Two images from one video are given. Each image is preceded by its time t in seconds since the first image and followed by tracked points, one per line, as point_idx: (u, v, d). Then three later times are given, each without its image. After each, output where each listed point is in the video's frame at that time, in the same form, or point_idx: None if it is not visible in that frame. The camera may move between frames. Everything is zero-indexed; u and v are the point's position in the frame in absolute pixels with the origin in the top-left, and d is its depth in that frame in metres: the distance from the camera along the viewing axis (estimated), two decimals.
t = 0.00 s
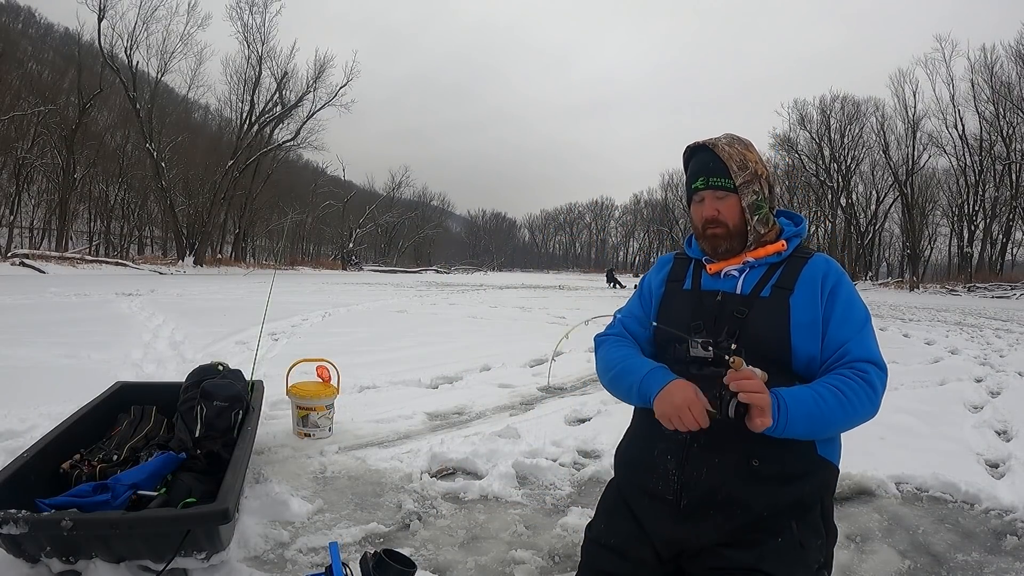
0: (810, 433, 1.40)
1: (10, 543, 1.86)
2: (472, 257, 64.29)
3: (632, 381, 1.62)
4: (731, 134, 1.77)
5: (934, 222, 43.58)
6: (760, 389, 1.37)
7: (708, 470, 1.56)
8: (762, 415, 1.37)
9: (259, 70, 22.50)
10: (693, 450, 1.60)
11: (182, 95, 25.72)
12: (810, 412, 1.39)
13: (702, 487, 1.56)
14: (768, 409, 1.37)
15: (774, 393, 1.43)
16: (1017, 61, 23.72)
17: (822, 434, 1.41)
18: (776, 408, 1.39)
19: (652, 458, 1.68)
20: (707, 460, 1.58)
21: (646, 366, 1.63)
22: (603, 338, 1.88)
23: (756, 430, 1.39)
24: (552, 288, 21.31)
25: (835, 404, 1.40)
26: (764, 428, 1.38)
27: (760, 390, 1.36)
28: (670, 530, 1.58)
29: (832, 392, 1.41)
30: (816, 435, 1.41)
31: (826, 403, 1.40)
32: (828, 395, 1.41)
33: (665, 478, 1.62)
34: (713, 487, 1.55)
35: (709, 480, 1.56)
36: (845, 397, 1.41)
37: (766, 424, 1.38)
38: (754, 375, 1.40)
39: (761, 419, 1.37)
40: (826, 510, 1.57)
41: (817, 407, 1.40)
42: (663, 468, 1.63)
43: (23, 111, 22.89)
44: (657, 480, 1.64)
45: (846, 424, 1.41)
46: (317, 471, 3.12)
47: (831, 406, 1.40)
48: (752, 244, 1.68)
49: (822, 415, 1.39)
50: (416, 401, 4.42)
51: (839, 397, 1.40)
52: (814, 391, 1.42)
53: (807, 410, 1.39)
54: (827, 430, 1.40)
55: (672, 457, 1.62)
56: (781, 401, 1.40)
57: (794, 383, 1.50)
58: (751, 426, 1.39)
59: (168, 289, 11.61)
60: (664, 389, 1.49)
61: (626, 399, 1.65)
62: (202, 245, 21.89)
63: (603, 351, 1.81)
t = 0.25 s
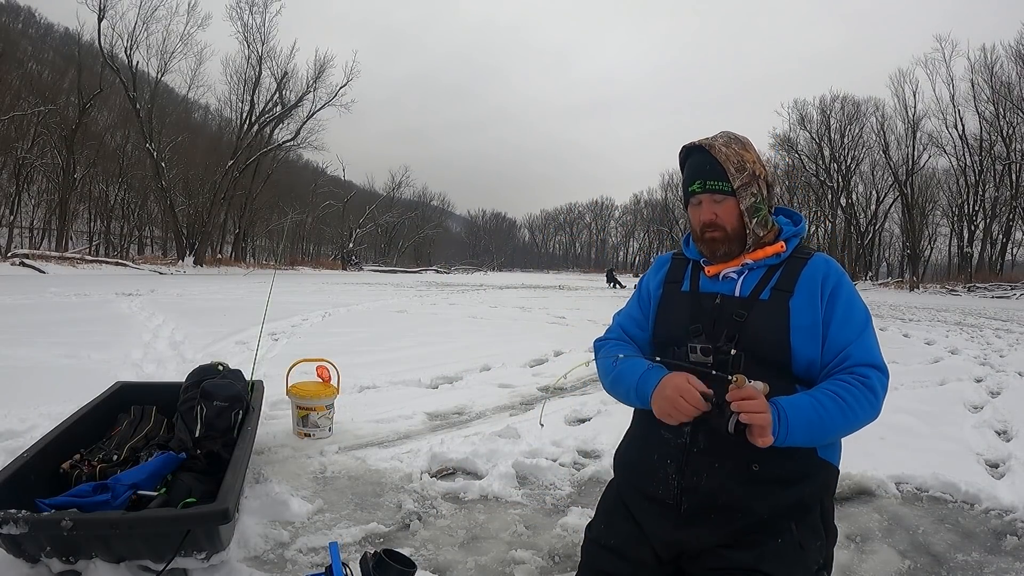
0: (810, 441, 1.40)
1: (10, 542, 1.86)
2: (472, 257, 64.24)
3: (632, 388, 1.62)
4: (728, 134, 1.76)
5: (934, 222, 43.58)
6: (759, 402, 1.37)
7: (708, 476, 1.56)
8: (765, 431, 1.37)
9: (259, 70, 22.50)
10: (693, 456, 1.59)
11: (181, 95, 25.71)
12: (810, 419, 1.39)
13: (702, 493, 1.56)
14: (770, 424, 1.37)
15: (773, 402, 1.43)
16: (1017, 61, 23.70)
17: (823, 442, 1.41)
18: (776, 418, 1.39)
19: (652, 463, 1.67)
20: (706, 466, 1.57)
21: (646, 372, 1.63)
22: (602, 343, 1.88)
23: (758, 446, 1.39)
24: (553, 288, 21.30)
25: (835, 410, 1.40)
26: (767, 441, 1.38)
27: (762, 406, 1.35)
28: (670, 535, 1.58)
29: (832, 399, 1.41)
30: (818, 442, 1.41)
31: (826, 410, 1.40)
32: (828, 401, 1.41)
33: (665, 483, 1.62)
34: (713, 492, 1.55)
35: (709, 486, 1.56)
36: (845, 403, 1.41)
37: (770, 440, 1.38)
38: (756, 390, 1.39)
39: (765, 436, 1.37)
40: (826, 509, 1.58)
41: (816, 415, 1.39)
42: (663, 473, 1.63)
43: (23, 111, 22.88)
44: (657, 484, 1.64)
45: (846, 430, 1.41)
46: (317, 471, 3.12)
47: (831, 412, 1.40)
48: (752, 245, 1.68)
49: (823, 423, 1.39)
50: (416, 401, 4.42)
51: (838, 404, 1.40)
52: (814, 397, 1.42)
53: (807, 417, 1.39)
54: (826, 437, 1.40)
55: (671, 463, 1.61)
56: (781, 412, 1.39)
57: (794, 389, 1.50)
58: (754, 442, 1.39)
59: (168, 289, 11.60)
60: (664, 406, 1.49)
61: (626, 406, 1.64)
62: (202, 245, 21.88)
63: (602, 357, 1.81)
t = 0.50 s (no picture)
0: (809, 449, 1.39)
1: (10, 542, 1.86)
2: (472, 257, 64.20)
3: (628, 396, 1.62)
4: (724, 132, 1.73)
5: (934, 222, 43.59)
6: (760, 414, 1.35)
7: (707, 483, 1.56)
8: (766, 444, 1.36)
9: (259, 70, 22.51)
10: (692, 462, 1.59)
11: (182, 95, 25.72)
12: (809, 428, 1.39)
13: (701, 499, 1.56)
14: (771, 438, 1.36)
15: (771, 412, 1.42)
16: (1017, 61, 23.70)
17: (821, 450, 1.41)
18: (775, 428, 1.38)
19: (650, 467, 1.67)
20: (705, 472, 1.57)
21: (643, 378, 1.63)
22: (599, 348, 1.88)
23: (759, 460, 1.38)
24: (553, 288, 21.31)
25: (835, 418, 1.40)
26: (768, 455, 1.37)
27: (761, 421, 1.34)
28: (668, 540, 1.58)
29: (831, 406, 1.41)
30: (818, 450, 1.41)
31: (825, 419, 1.40)
32: (826, 409, 1.41)
33: (664, 488, 1.62)
34: (712, 498, 1.55)
35: (708, 491, 1.56)
36: (845, 411, 1.41)
37: (772, 456, 1.36)
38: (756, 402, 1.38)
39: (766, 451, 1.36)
40: (825, 511, 1.58)
41: (817, 423, 1.39)
42: (662, 479, 1.63)
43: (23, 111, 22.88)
44: (657, 489, 1.63)
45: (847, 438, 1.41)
46: (317, 471, 3.12)
47: (830, 420, 1.40)
48: (749, 246, 1.67)
49: (821, 431, 1.39)
50: (416, 400, 4.42)
51: (838, 412, 1.40)
52: (813, 405, 1.43)
53: (806, 427, 1.39)
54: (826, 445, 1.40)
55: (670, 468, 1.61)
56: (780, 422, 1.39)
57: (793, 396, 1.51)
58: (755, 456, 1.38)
59: (168, 289, 11.60)
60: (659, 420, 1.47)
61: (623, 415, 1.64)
62: (202, 245, 21.89)
63: (600, 361, 1.81)
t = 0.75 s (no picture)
0: (804, 460, 1.39)
1: (10, 543, 1.86)
2: (472, 257, 64.17)
3: (623, 406, 1.62)
4: (716, 131, 1.67)
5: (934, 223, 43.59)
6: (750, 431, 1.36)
7: (703, 491, 1.57)
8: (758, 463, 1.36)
9: (259, 70, 22.51)
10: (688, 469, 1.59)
11: (182, 95, 25.71)
12: (805, 440, 1.38)
13: (699, 505, 1.57)
14: (763, 456, 1.36)
15: (765, 424, 1.42)
16: (1017, 61, 23.69)
17: (818, 459, 1.41)
18: (770, 443, 1.37)
19: (647, 474, 1.68)
20: (702, 481, 1.58)
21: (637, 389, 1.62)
22: (592, 353, 1.86)
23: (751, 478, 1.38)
24: (553, 288, 21.31)
25: (830, 430, 1.40)
26: (762, 471, 1.37)
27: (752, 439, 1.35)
28: (665, 547, 1.59)
29: (826, 417, 1.41)
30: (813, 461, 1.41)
31: (820, 430, 1.40)
32: (821, 421, 1.41)
33: (661, 496, 1.63)
34: (708, 507, 1.56)
35: (705, 500, 1.57)
36: (840, 422, 1.40)
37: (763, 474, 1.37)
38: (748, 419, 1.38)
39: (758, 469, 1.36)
40: (823, 512, 1.58)
41: (811, 435, 1.39)
42: (659, 486, 1.64)
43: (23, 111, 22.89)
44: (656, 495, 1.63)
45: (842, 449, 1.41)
46: (317, 471, 3.13)
47: (825, 432, 1.39)
48: (744, 250, 1.64)
49: (817, 443, 1.39)
50: (416, 400, 4.42)
51: (833, 423, 1.40)
52: (808, 416, 1.42)
53: (802, 438, 1.38)
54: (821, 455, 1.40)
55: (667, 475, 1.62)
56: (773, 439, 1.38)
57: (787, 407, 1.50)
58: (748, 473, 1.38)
59: (168, 290, 11.61)
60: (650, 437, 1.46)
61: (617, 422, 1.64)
62: (202, 245, 21.90)
63: (593, 370, 1.80)
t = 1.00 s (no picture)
0: (796, 477, 1.36)
1: (9, 543, 1.85)
2: (473, 257, 64.15)
3: (609, 421, 1.59)
4: (700, 130, 1.55)
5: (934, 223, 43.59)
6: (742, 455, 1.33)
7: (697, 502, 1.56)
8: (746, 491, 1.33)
9: (259, 70, 22.53)
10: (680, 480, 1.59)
11: (182, 95, 25.71)
12: (795, 458, 1.35)
13: (694, 512, 1.56)
14: (752, 482, 1.32)
15: (755, 443, 1.38)
16: (1017, 61, 23.70)
17: (809, 474, 1.37)
18: (761, 465, 1.33)
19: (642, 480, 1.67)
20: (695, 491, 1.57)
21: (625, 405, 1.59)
22: (580, 362, 1.83)
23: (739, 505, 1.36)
24: (553, 288, 21.31)
25: (821, 447, 1.35)
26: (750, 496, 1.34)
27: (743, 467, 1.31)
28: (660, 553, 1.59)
29: (819, 435, 1.36)
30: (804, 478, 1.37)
31: (812, 447, 1.35)
32: (814, 437, 1.36)
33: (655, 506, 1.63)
34: (701, 516, 1.56)
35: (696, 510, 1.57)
36: (833, 438, 1.36)
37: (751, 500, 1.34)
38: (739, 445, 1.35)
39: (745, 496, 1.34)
40: (820, 513, 1.57)
41: (803, 453, 1.35)
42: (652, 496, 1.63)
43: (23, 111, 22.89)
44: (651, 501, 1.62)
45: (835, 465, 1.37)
46: (317, 471, 3.12)
47: (816, 448, 1.35)
48: (732, 256, 1.55)
49: (809, 461, 1.35)
50: (416, 400, 4.41)
51: (824, 440, 1.36)
52: (800, 432, 1.38)
53: (793, 457, 1.34)
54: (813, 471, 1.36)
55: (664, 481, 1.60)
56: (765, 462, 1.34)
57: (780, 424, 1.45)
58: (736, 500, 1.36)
59: (168, 289, 11.61)
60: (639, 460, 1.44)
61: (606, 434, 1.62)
62: (202, 245, 21.89)
63: (581, 380, 1.77)
